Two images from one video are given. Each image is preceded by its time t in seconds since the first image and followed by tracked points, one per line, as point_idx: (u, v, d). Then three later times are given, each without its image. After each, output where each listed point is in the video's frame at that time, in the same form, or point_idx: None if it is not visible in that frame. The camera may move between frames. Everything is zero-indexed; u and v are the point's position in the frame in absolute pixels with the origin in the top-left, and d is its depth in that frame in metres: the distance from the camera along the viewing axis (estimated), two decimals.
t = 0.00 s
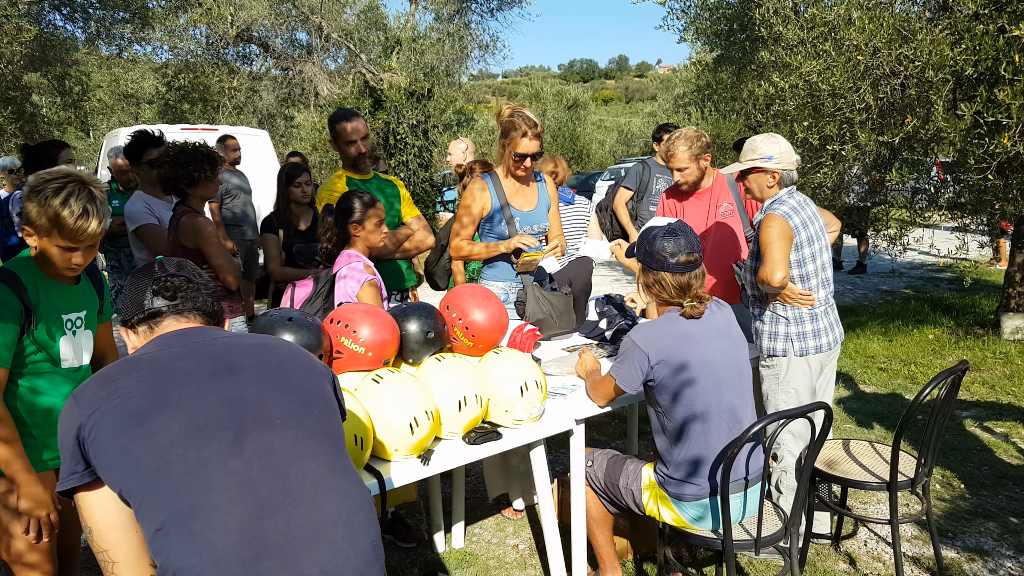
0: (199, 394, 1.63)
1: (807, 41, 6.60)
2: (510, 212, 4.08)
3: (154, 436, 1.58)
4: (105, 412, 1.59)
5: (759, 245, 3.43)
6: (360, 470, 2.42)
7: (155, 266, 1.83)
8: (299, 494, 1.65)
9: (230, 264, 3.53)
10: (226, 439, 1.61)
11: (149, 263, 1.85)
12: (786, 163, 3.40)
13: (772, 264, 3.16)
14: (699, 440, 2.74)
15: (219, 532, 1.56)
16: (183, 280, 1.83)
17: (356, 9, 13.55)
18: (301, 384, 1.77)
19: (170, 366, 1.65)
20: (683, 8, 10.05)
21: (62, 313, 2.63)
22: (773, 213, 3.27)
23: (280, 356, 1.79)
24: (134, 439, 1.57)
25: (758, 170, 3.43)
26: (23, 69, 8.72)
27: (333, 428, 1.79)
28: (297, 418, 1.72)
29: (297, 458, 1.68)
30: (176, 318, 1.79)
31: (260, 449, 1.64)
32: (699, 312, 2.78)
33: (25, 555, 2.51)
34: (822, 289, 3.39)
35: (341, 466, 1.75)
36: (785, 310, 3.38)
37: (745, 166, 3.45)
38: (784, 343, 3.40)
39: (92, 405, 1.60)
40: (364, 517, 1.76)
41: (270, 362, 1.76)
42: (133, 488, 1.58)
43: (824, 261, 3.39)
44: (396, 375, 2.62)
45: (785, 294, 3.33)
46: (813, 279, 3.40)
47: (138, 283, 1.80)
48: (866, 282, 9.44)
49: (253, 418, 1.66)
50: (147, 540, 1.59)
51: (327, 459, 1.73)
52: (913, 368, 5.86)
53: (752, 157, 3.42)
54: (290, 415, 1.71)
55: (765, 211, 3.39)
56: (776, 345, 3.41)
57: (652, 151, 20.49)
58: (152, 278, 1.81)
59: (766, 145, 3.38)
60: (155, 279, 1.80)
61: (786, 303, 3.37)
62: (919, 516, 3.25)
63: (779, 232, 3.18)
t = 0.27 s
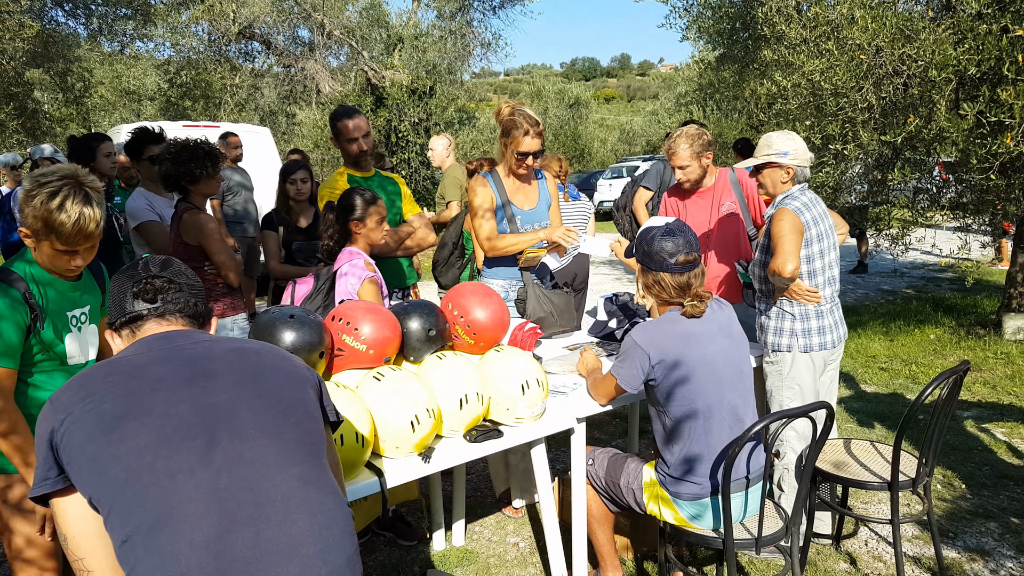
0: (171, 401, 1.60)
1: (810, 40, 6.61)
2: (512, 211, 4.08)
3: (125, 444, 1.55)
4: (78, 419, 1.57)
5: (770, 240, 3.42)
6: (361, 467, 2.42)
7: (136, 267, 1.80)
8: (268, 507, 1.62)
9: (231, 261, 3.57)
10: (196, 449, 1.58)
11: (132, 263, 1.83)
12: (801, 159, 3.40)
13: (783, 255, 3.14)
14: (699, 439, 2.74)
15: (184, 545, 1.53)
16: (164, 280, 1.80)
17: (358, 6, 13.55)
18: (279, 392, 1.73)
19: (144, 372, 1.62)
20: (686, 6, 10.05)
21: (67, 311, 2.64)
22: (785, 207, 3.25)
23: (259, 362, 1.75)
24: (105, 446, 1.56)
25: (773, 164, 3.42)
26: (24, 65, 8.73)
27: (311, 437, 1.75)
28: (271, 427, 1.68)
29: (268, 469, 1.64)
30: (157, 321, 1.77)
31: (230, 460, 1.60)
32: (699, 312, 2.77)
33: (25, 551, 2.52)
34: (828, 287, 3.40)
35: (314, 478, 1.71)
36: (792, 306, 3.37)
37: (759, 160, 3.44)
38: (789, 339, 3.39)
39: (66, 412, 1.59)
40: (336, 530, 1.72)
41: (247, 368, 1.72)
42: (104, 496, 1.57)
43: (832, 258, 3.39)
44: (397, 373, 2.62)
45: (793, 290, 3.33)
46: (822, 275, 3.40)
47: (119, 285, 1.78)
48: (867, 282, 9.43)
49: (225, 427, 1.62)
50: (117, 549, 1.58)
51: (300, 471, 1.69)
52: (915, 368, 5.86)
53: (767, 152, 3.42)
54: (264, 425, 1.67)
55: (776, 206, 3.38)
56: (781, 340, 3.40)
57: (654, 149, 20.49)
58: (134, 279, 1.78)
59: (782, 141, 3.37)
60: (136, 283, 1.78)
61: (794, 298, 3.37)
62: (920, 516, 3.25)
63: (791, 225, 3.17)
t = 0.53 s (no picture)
0: (151, 408, 1.56)
1: (812, 39, 6.62)
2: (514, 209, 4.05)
3: (105, 453, 1.53)
4: (63, 429, 1.56)
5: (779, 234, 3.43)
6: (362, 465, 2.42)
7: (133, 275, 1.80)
8: (245, 516, 1.57)
9: (233, 259, 3.58)
10: (174, 456, 1.54)
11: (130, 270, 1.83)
12: (814, 157, 3.41)
13: (794, 245, 3.14)
14: (700, 438, 2.73)
15: (159, 555, 1.49)
16: (161, 288, 1.79)
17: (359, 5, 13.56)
18: (265, 399, 1.70)
19: (129, 378, 1.59)
20: (687, 5, 10.06)
21: (68, 309, 2.65)
22: (796, 201, 3.27)
23: (246, 370, 1.71)
24: (86, 454, 1.53)
25: (785, 161, 3.43)
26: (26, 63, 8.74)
27: (296, 445, 1.71)
28: (253, 434, 1.63)
29: (247, 478, 1.59)
30: (152, 328, 1.76)
31: (208, 468, 1.56)
32: (699, 310, 2.77)
33: (25, 549, 2.53)
34: (836, 283, 3.40)
35: (297, 487, 1.66)
36: (800, 301, 3.37)
37: (772, 157, 3.45)
38: (797, 333, 3.39)
39: (54, 422, 1.58)
40: (318, 543, 1.66)
41: (233, 376, 1.68)
42: (85, 506, 1.54)
43: (840, 254, 3.40)
44: (399, 371, 2.63)
45: (801, 283, 3.33)
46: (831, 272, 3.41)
47: (116, 292, 1.78)
48: (869, 281, 9.43)
49: (205, 434, 1.58)
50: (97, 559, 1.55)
51: (281, 480, 1.64)
52: (916, 367, 5.86)
53: (780, 149, 3.43)
54: (245, 432, 1.62)
55: (787, 202, 3.39)
56: (789, 335, 3.41)
57: (655, 148, 20.50)
58: (132, 287, 1.78)
59: (795, 138, 3.37)
60: (132, 291, 1.77)
61: (801, 293, 3.37)
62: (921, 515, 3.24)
63: (802, 218, 3.18)
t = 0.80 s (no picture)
0: (138, 414, 1.57)
1: (811, 38, 6.63)
2: (513, 208, 4.08)
3: (92, 459, 1.53)
4: (52, 439, 1.57)
5: (788, 229, 3.45)
6: (361, 466, 2.42)
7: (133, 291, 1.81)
8: (232, 518, 1.56)
9: (233, 259, 3.58)
10: (160, 460, 1.54)
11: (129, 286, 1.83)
12: (823, 156, 3.43)
13: (809, 234, 3.16)
14: (700, 438, 2.74)
15: (143, 559, 1.48)
16: (158, 303, 1.81)
17: (358, 4, 13.56)
18: (253, 403, 1.71)
19: (118, 386, 1.61)
20: (687, 4, 10.06)
21: (69, 309, 2.65)
22: (807, 196, 3.30)
23: (235, 376, 1.73)
24: (74, 462, 1.54)
25: (794, 159, 3.43)
26: (24, 63, 8.73)
27: (284, 448, 1.71)
28: (240, 438, 1.64)
29: (233, 480, 1.59)
30: (147, 340, 1.76)
31: (194, 470, 1.56)
32: (701, 307, 2.78)
33: (25, 549, 2.53)
34: (843, 280, 3.41)
35: (285, 489, 1.65)
36: (808, 297, 3.38)
37: (781, 154, 3.45)
38: (804, 329, 3.39)
39: (44, 434, 1.59)
40: (306, 545, 1.64)
41: (221, 383, 1.70)
42: (73, 514, 1.54)
43: (848, 252, 3.42)
44: (399, 371, 2.63)
45: (807, 277, 3.35)
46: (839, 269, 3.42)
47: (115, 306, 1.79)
48: (868, 280, 9.44)
49: (191, 438, 1.59)
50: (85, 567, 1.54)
51: (268, 482, 1.63)
52: (915, 366, 5.86)
53: (788, 147, 3.44)
54: (232, 436, 1.63)
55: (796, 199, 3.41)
56: (795, 331, 3.41)
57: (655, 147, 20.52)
58: (128, 300, 1.79)
59: (802, 137, 3.40)
60: (129, 306, 1.78)
61: (810, 289, 3.38)
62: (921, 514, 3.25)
63: (814, 210, 3.21)
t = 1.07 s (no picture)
0: (132, 415, 1.57)
1: (811, 39, 6.64)
2: (513, 208, 4.08)
3: (88, 461, 1.53)
4: (47, 443, 1.57)
5: (787, 227, 3.45)
6: (362, 466, 2.42)
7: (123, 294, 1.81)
8: (228, 515, 1.56)
9: (233, 259, 3.58)
10: (154, 460, 1.54)
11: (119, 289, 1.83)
12: (827, 157, 3.42)
13: (809, 230, 3.16)
14: (699, 439, 2.74)
15: (140, 558, 1.48)
16: (148, 307, 1.80)
17: (359, 5, 13.57)
18: (246, 402, 1.71)
19: (110, 388, 1.61)
20: (686, 5, 10.06)
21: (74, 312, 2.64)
22: (808, 194, 3.31)
23: (227, 375, 1.73)
24: (69, 464, 1.54)
25: (797, 158, 3.42)
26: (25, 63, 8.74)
27: (279, 446, 1.71)
28: (234, 436, 1.64)
29: (228, 479, 1.59)
30: (137, 343, 1.76)
31: (189, 469, 1.56)
32: (698, 304, 2.79)
33: (30, 549, 2.51)
34: (841, 280, 3.40)
35: (281, 486, 1.66)
36: (805, 295, 3.38)
37: (783, 153, 3.45)
38: (800, 327, 3.39)
39: (38, 438, 1.59)
40: (303, 541, 1.64)
41: (213, 382, 1.69)
42: (69, 517, 1.54)
43: (847, 252, 3.41)
44: (399, 371, 2.63)
45: (805, 275, 3.36)
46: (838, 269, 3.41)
47: (104, 310, 1.78)
48: (868, 281, 9.44)
49: (185, 437, 1.58)
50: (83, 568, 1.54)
51: (264, 480, 1.63)
52: (915, 367, 5.86)
53: (791, 146, 3.43)
54: (226, 434, 1.63)
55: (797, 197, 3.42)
56: (791, 328, 3.41)
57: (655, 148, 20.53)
58: (118, 305, 1.79)
59: (805, 137, 3.41)
60: (119, 309, 1.78)
61: (806, 287, 3.39)
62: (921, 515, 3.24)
63: (813, 207, 3.22)
